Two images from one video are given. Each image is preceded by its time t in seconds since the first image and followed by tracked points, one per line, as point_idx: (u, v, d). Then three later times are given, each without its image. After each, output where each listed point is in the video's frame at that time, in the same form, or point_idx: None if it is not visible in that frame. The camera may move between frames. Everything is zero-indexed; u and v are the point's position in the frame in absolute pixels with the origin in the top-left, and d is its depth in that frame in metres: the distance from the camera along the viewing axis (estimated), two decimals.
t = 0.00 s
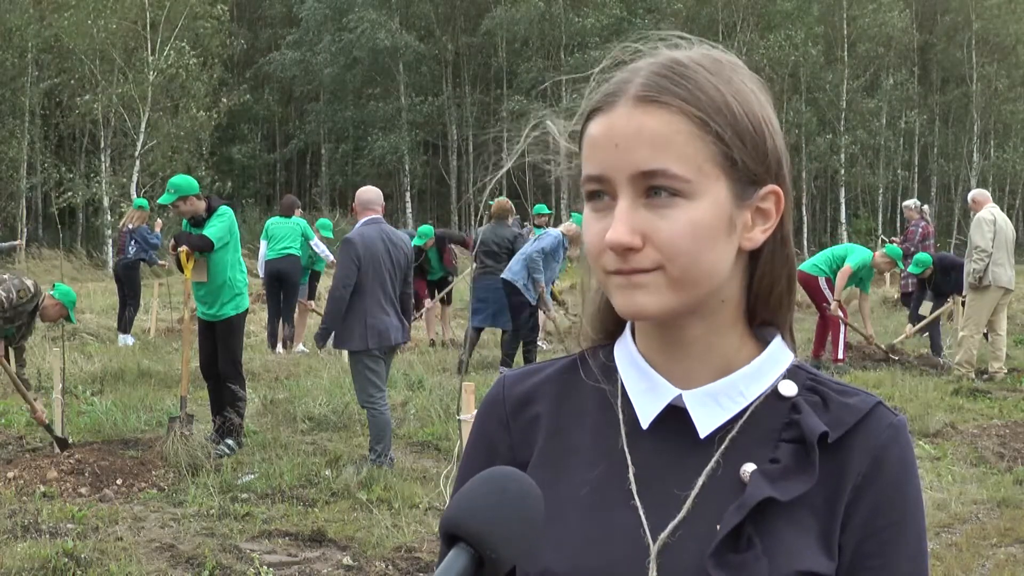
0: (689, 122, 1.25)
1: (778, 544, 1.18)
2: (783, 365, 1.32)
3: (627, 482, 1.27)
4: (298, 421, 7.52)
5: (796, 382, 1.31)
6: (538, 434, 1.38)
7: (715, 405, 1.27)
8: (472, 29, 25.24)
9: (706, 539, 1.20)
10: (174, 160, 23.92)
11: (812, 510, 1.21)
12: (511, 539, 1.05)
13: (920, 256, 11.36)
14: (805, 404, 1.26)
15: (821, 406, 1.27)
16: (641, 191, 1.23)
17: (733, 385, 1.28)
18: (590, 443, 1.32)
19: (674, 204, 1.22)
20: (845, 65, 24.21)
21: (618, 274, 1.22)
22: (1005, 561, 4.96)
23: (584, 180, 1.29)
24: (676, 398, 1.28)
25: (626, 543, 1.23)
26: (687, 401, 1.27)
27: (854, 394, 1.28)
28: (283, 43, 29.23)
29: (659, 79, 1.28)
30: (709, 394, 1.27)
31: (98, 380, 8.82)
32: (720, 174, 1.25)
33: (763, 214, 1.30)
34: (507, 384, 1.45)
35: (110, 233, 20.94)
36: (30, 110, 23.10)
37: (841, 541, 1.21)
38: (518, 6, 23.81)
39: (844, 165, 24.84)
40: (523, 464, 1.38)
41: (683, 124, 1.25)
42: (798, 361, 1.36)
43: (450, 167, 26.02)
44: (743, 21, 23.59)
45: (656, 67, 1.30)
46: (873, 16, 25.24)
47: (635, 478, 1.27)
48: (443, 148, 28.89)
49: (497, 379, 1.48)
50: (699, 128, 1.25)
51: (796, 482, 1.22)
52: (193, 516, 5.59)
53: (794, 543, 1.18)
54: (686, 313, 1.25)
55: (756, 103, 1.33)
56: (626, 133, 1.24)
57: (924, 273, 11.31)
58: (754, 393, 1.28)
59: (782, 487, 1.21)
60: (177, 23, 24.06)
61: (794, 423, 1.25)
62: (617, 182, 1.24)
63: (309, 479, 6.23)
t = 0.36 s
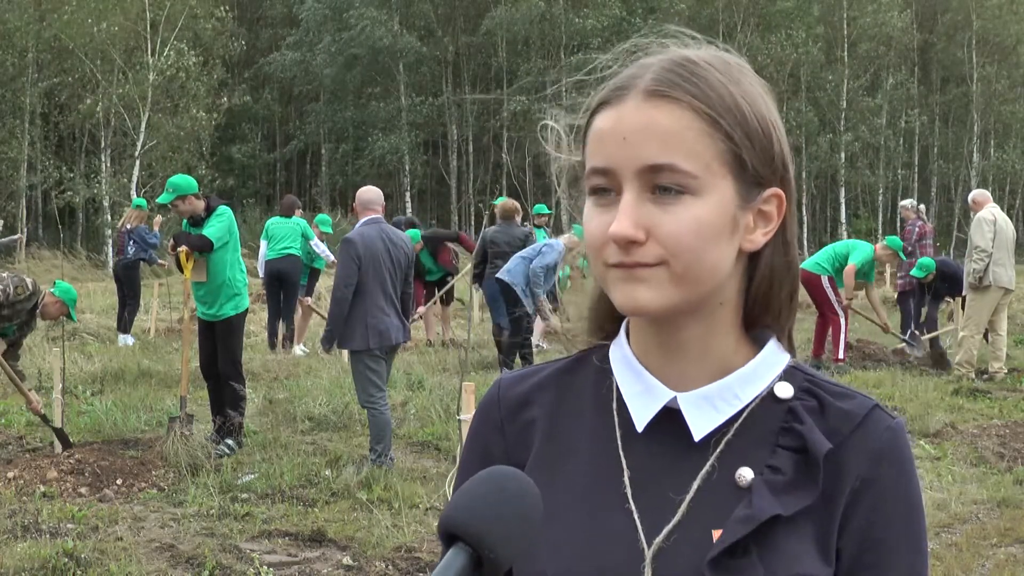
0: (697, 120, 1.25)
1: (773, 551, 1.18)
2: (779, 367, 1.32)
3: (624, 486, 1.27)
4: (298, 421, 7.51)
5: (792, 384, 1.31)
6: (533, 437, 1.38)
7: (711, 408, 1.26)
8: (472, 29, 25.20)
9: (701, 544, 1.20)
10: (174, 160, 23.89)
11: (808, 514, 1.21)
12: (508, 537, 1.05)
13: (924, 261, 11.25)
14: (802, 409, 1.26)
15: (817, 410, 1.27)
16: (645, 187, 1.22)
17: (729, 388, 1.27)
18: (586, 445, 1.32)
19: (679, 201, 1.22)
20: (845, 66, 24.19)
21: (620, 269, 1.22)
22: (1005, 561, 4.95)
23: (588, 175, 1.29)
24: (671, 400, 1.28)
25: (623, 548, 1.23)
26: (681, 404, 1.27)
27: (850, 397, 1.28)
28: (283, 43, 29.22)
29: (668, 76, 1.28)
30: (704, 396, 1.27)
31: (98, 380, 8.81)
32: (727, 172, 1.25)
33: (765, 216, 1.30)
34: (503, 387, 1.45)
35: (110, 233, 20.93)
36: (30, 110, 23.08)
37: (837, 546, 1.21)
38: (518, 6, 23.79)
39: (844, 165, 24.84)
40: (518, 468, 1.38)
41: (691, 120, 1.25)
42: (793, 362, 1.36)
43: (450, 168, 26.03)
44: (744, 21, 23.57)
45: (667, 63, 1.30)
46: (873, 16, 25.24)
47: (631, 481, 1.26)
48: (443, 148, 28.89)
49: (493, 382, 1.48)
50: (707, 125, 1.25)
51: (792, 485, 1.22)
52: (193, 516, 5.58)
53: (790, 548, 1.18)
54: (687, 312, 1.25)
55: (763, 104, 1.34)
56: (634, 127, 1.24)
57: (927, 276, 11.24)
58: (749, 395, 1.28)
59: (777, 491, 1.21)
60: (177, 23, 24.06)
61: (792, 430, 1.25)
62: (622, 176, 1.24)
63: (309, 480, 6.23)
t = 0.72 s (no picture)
0: (700, 110, 1.25)
1: (767, 551, 1.18)
2: (774, 366, 1.31)
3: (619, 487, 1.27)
4: (298, 421, 7.51)
5: (788, 382, 1.31)
6: (527, 440, 1.38)
7: (706, 408, 1.26)
8: (472, 28, 25.23)
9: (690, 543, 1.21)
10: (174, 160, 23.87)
11: (803, 517, 1.21)
12: (499, 535, 1.05)
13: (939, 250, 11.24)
14: (796, 406, 1.26)
15: (812, 407, 1.27)
16: (647, 174, 1.23)
17: (723, 388, 1.27)
18: (581, 447, 1.32)
19: (680, 187, 1.22)
20: (845, 66, 24.19)
21: (617, 258, 1.22)
22: (1005, 561, 4.96)
23: (588, 162, 1.29)
24: (666, 400, 1.28)
25: (619, 549, 1.23)
26: (677, 404, 1.27)
27: (848, 395, 1.28)
28: (284, 44, 29.22)
29: (675, 66, 1.28)
30: (699, 397, 1.26)
31: (98, 380, 8.82)
32: (728, 164, 1.25)
33: (763, 215, 1.30)
34: (496, 388, 1.45)
35: (110, 233, 20.92)
36: (30, 110, 23.07)
37: (836, 546, 1.21)
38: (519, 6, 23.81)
39: (844, 165, 24.84)
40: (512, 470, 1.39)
41: (695, 109, 1.25)
42: (790, 360, 1.36)
43: (450, 168, 26.04)
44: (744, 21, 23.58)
45: (670, 56, 1.31)
46: (874, 16, 25.27)
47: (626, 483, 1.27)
48: (443, 148, 28.88)
49: (487, 382, 1.49)
50: (710, 114, 1.26)
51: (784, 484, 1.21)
52: (193, 516, 5.58)
53: (783, 548, 1.18)
54: (685, 304, 1.25)
55: (766, 104, 1.34)
56: (638, 113, 1.25)
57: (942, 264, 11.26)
58: (744, 395, 1.28)
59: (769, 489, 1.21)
60: (176, 23, 24.07)
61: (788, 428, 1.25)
62: (624, 163, 1.24)
63: (309, 480, 6.23)
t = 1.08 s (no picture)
0: (699, 117, 1.25)
1: (772, 554, 1.18)
2: (786, 369, 1.31)
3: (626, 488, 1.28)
4: (298, 421, 7.51)
5: (799, 386, 1.30)
6: (536, 439, 1.39)
7: (716, 410, 1.27)
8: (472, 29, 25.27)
9: (694, 543, 1.21)
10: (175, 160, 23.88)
11: (809, 520, 1.21)
12: (485, 524, 1.09)
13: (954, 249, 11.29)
14: (806, 410, 1.26)
15: (823, 410, 1.27)
16: (647, 184, 1.23)
17: (733, 390, 1.27)
18: (590, 449, 1.33)
19: (681, 197, 1.22)
20: (846, 66, 24.18)
21: (623, 267, 1.23)
22: (1005, 561, 4.96)
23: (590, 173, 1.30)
24: (675, 401, 1.29)
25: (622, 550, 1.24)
26: (686, 404, 1.28)
27: (856, 400, 1.28)
28: (284, 44, 29.23)
29: (670, 74, 1.28)
30: (707, 398, 1.27)
31: (98, 380, 8.82)
32: (728, 169, 1.25)
33: (769, 216, 1.30)
34: (508, 385, 1.47)
35: (110, 233, 20.92)
36: (30, 111, 23.05)
37: (841, 549, 1.21)
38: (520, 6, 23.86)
39: (844, 165, 24.83)
40: (520, 469, 1.40)
41: (693, 118, 1.25)
42: (800, 363, 1.36)
43: (450, 167, 26.05)
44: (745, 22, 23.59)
45: (667, 62, 1.30)
46: (874, 17, 25.29)
47: (634, 483, 1.28)
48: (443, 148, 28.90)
49: (498, 381, 1.50)
50: (708, 120, 1.25)
51: (789, 484, 1.21)
52: (193, 516, 5.59)
53: (787, 552, 1.18)
54: (689, 312, 1.25)
55: (768, 104, 1.33)
56: (636, 125, 1.25)
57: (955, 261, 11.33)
58: (755, 397, 1.28)
59: (772, 490, 1.21)
60: (176, 23, 24.07)
61: (794, 429, 1.25)
62: (624, 173, 1.24)
63: (309, 480, 6.23)
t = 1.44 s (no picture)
0: (702, 114, 1.25)
1: (779, 553, 1.17)
2: (793, 368, 1.31)
3: (637, 485, 1.28)
4: (298, 421, 7.51)
5: (807, 386, 1.30)
6: (547, 438, 1.39)
7: (723, 409, 1.27)
8: (471, 28, 25.30)
9: (700, 543, 1.21)
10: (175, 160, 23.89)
11: (816, 517, 1.21)
12: (490, 523, 1.11)
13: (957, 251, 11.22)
14: (811, 409, 1.25)
15: (830, 409, 1.26)
16: (651, 184, 1.23)
17: (741, 390, 1.27)
18: (598, 450, 1.33)
19: (685, 195, 1.22)
20: (846, 66, 24.16)
21: (628, 267, 1.24)
22: (1005, 561, 4.96)
23: (597, 175, 1.30)
24: (682, 401, 1.29)
25: (629, 548, 1.24)
26: (694, 404, 1.28)
27: (865, 400, 1.27)
28: (284, 44, 29.23)
29: (675, 73, 1.28)
30: (715, 398, 1.27)
31: (98, 381, 8.82)
32: (733, 167, 1.25)
33: (776, 215, 1.30)
34: (519, 386, 1.47)
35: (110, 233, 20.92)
36: (30, 111, 23.04)
37: (846, 547, 1.21)
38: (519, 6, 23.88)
39: (844, 165, 24.82)
40: (532, 467, 1.40)
41: (695, 115, 1.25)
42: (809, 363, 1.35)
43: (450, 167, 26.10)
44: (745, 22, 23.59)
45: (672, 63, 1.31)
46: (874, 17, 25.30)
47: (644, 481, 1.28)
48: (443, 148, 28.91)
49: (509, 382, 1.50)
50: (713, 118, 1.25)
51: (794, 483, 1.20)
52: (193, 517, 5.58)
53: (794, 548, 1.18)
54: (695, 312, 1.25)
55: (773, 103, 1.33)
56: (641, 123, 1.25)
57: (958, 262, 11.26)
58: (762, 397, 1.28)
59: (776, 487, 1.20)
60: (176, 23, 24.07)
61: (800, 428, 1.24)
62: (628, 173, 1.25)
63: (309, 480, 6.23)
